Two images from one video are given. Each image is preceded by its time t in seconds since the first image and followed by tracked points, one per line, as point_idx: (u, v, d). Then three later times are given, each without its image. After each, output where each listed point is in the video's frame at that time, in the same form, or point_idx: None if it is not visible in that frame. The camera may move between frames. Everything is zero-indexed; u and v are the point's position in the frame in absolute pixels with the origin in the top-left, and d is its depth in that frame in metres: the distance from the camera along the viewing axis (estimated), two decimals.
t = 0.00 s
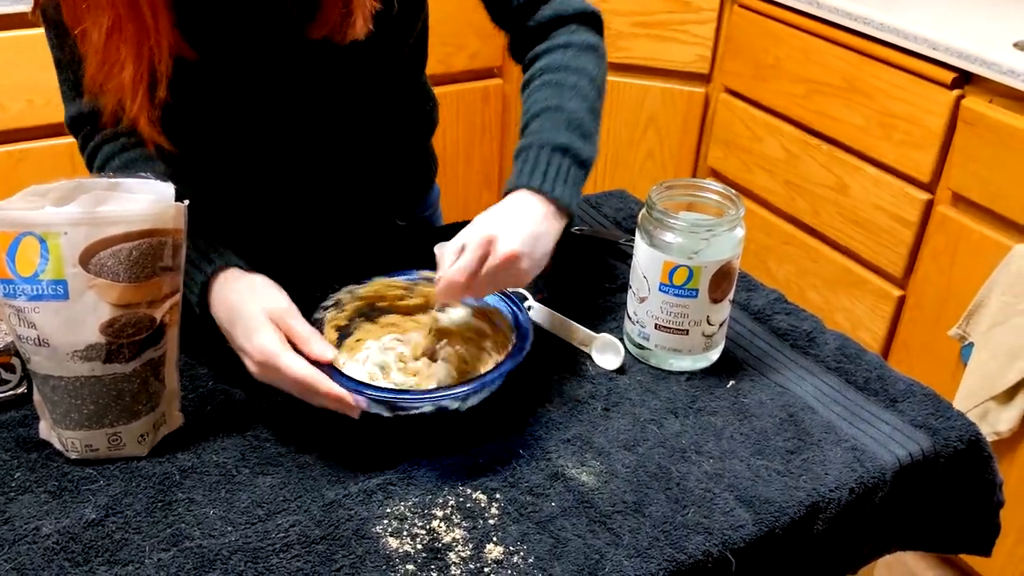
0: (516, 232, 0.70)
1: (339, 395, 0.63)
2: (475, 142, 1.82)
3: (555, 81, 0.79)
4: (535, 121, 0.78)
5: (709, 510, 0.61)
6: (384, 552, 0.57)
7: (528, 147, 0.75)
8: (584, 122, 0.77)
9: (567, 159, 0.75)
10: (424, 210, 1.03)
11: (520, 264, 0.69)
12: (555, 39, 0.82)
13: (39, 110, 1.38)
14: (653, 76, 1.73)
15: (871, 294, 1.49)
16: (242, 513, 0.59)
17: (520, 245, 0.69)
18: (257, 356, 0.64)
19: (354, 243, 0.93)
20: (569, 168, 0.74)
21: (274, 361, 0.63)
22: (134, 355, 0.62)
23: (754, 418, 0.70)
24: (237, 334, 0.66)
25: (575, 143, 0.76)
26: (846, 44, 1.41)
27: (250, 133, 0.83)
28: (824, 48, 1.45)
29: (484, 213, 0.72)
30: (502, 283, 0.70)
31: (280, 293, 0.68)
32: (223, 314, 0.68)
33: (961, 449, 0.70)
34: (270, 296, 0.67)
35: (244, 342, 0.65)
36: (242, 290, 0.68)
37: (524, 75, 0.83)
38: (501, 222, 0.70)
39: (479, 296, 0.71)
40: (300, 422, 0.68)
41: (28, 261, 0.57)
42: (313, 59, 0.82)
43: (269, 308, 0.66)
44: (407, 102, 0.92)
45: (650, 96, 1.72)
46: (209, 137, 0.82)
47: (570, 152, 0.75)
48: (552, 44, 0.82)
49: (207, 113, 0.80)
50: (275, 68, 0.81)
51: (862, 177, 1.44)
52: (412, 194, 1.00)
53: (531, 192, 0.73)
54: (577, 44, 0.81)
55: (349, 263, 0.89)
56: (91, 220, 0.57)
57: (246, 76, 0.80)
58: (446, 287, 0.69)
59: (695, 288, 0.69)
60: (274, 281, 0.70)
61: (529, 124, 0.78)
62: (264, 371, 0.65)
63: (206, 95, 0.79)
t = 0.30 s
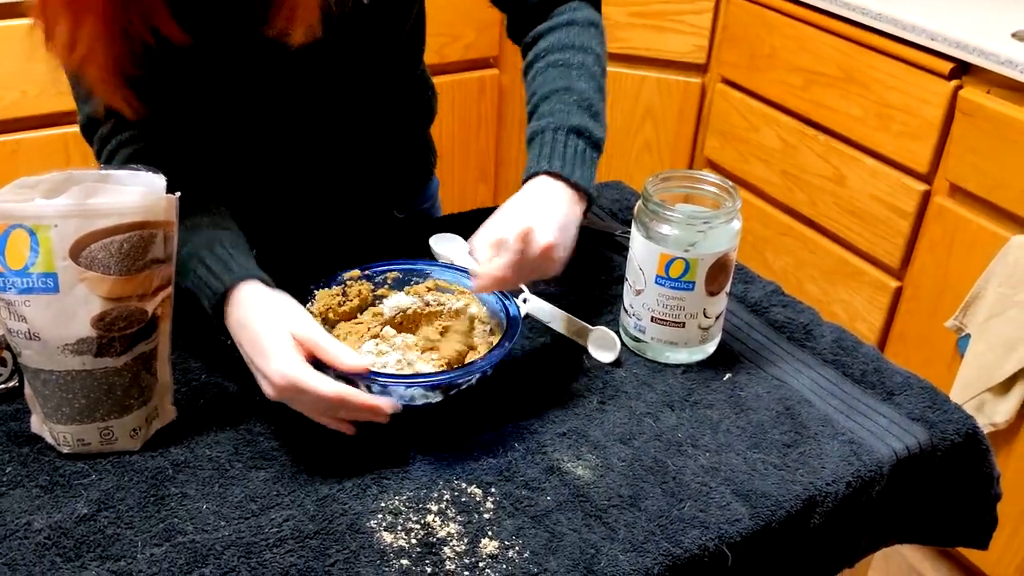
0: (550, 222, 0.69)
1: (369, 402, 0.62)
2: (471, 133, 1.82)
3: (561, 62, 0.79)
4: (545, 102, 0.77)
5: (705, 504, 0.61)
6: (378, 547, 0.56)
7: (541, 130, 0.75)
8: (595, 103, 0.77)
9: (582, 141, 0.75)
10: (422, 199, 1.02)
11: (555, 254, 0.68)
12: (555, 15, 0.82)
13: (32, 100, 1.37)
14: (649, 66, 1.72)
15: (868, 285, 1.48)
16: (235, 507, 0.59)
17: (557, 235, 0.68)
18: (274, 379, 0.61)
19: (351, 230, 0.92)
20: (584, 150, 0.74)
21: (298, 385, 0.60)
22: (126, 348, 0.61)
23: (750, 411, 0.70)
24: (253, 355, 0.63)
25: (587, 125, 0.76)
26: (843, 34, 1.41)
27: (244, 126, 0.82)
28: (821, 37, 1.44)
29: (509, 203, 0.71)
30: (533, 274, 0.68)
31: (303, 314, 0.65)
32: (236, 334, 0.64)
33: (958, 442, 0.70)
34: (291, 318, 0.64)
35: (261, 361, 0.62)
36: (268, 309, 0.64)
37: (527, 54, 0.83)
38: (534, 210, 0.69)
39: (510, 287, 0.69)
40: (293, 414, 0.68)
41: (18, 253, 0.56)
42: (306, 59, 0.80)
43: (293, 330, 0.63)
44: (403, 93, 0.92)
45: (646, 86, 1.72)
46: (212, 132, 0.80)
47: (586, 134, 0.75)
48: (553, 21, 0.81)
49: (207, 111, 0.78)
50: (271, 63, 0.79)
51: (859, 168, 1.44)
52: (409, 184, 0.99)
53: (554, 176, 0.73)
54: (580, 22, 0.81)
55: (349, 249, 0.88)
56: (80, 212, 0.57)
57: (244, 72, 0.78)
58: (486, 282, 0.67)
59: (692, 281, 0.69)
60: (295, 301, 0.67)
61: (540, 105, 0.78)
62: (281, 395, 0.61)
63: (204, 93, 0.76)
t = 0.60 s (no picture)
0: (534, 222, 0.68)
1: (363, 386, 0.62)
2: (470, 124, 1.81)
3: (552, 60, 0.78)
4: (536, 101, 0.76)
5: (704, 499, 0.61)
6: (377, 542, 0.56)
7: (530, 129, 0.74)
8: (585, 103, 0.77)
9: (572, 141, 0.74)
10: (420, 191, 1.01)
11: (543, 257, 0.67)
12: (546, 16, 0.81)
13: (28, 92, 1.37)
14: (648, 57, 1.72)
15: (867, 278, 1.48)
16: (232, 502, 0.59)
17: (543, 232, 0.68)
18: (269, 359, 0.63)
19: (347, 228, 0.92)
20: (573, 151, 0.74)
21: (291, 365, 0.62)
22: (122, 343, 0.61)
23: (749, 405, 0.70)
24: (239, 338, 0.64)
25: (578, 125, 0.75)
26: (842, 26, 1.40)
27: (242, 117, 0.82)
28: (820, 29, 1.43)
29: (496, 204, 0.70)
30: (527, 276, 0.68)
31: (274, 290, 0.67)
32: (212, 316, 0.66)
33: (958, 436, 0.69)
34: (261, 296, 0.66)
35: (251, 346, 0.63)
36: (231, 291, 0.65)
37: (517, 54, 0.82)
38: (519, 212, 0.69)
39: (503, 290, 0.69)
40: (290, 409, 0.68)
41: (14, 247, 0.56)
42: (301, 46, 0.80)
43: (269, 308, 0.65)
44: (401, 85, 0.91)
45: (645, 77, 1.71)
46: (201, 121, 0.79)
47: (575, 134, 0.74)
48: (544, 20, 0.80)
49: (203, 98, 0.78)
50: (270, 53, 0.79)
51: (858, 160, 1.43)
52: (406, 177, 0.98)
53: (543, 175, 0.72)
54: (572, 21, 0.80)
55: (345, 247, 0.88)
56: (76, 206, 0.56)
57: (236, 61, 0.78)
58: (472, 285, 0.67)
59: (692, 274, 0.69)
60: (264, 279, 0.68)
61: (529, 105, 0.77)
62: (276, 374, 0.63)
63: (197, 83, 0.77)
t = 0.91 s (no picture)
0: (536, 222, 0.68)
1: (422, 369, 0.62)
2: (470, 117, 1.81)
3: (554, 51, 0.77)
4: (538, 92, 0.76)
5: (706, 492, 0.61)
6: (379, 535, 0.56)
7: (534, 121, 0.74)
8: (589, 94, 0.76)
9: (576, 133, 0.74)
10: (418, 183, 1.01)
11: (544, 256, 0.67)
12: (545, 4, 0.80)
13: (27, 84, 1.36)
14: (649, 49, 1.71)
15: (868, 270, 1.48)
16: (235, 496, 0.59)
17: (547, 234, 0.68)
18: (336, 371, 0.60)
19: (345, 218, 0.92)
20: (579, 142, 0.73)
21: (354, 373, 0.60)
22: (124, 337, 0.61)
23: (751, 398, 0.70)
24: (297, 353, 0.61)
25: (582, 116, 0.74)
26: (843, 17, 1.40)
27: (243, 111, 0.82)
28: (822, 21, 1.43)
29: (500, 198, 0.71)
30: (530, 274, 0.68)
31: (318, 300, 0.64)
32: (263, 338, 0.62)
33: (959, 429, 0.70)
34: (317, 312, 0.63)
35: (307, 357, 0.61)
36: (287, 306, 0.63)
37: (518, 46, 0.82)
38: (519, 213, 0.68)
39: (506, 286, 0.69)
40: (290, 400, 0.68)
41: (15, 240, 0.56)
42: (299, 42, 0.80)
43: (327, 320, 0.62)
44: (399, 77, 0.91)
45: (645, 70, 1.71)
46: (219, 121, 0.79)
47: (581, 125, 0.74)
48: (544, 12, 0.80)
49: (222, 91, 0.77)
50: (269, 52, 0.79)
51: (859, 153, 1.43)
52: (404, 168, 0.98)
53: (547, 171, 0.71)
54: (573, 11, 0.80)
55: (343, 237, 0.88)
56: (78, 200, 0.56)
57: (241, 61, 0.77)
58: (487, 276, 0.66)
59: (694, 268, 0.69)
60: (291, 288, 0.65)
61: (531, 98, 0.76)
62: (332, 386, 0.61)
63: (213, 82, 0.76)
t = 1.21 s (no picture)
0: (537, 214, 0.67)
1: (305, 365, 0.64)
2: (469, 111, 1.80)
3: (548, 53, 0.77)
4: (532, 93, 0.76)
5: (702, 489, 0.61)
6: (375, 532, 0.56)
7: (528, 120, 0.74)
8: (581, 95, 0.76)
9: (568, 132, 0.74)
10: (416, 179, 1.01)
11: (547, 247, 0.66)
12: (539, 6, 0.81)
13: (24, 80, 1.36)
14: (648, 44, 1.71)
15: (866, 266, 1.48)
16: (231, 493, 0.59)
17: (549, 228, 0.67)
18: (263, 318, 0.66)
19: (344, 216, 0.92)
20: (570, 141, 0.74)
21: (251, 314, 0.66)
22: (120, 333, 0.61)
23: (748, 394, 0.70)
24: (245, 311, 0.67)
25: (573, 116, 0.75)
26: (842, 12, 1.40)
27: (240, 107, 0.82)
28: (821, 16, 1.43)
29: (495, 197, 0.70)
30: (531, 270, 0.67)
31: (265, 241, 0.71)
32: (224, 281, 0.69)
33: (956, 426, 0.70)
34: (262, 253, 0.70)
35: (229, 290, 0.68)
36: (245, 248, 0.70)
37: (512, 48, 0.82)
38: (519, 207, 0.68)
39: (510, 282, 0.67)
40: (290, 397, 0.68)
41: (11, 238, 0.56)
42: (300, 41, 0.79)
43: (257, 257, 0.69)
44: (398, 74, 0.91)
45: (644, 65, 1.71)
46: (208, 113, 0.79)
47: (572, 124, 0.74)
48: (538, 13, 0.80)
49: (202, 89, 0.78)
50: (264, 43, 0.78)
51: (858, 148, 1.43)
52: (403, 164, 0.99)
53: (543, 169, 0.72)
54: (567, 14, 0.80)
55: (341, 235, 0.88)
56: (74, 196, 0.56)
57: (235, 52, 0.78)
58: (479, 280, 0.65)
59: (691, 264, 0.69)
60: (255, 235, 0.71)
61: (525, 98, 0.77)
62: (245, 321, 0.68)
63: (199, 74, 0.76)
